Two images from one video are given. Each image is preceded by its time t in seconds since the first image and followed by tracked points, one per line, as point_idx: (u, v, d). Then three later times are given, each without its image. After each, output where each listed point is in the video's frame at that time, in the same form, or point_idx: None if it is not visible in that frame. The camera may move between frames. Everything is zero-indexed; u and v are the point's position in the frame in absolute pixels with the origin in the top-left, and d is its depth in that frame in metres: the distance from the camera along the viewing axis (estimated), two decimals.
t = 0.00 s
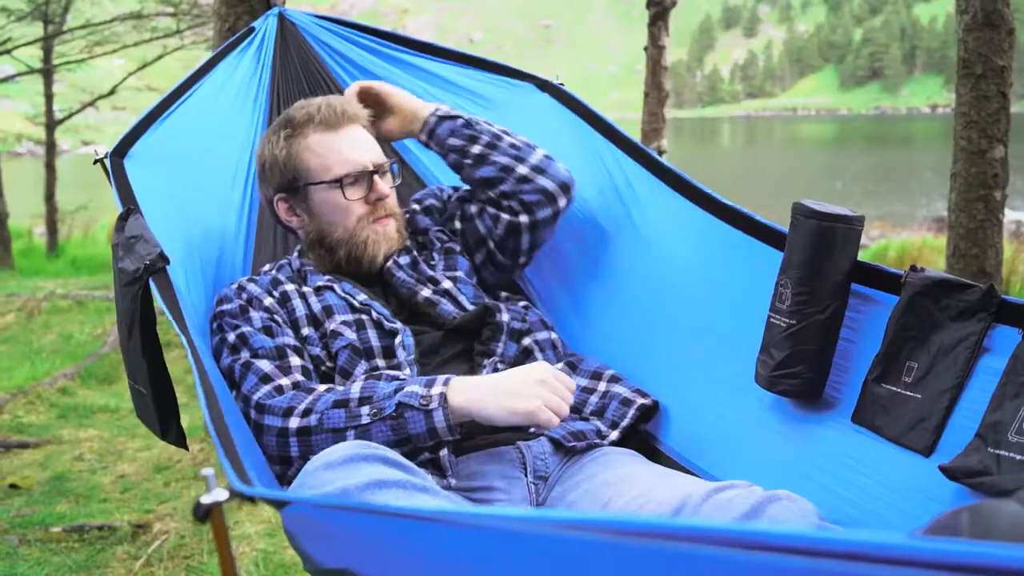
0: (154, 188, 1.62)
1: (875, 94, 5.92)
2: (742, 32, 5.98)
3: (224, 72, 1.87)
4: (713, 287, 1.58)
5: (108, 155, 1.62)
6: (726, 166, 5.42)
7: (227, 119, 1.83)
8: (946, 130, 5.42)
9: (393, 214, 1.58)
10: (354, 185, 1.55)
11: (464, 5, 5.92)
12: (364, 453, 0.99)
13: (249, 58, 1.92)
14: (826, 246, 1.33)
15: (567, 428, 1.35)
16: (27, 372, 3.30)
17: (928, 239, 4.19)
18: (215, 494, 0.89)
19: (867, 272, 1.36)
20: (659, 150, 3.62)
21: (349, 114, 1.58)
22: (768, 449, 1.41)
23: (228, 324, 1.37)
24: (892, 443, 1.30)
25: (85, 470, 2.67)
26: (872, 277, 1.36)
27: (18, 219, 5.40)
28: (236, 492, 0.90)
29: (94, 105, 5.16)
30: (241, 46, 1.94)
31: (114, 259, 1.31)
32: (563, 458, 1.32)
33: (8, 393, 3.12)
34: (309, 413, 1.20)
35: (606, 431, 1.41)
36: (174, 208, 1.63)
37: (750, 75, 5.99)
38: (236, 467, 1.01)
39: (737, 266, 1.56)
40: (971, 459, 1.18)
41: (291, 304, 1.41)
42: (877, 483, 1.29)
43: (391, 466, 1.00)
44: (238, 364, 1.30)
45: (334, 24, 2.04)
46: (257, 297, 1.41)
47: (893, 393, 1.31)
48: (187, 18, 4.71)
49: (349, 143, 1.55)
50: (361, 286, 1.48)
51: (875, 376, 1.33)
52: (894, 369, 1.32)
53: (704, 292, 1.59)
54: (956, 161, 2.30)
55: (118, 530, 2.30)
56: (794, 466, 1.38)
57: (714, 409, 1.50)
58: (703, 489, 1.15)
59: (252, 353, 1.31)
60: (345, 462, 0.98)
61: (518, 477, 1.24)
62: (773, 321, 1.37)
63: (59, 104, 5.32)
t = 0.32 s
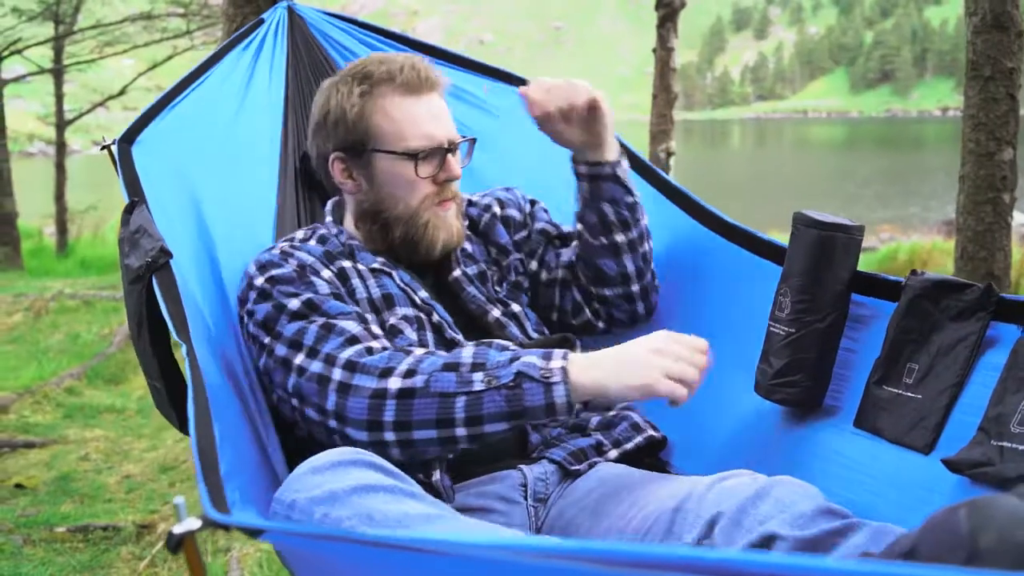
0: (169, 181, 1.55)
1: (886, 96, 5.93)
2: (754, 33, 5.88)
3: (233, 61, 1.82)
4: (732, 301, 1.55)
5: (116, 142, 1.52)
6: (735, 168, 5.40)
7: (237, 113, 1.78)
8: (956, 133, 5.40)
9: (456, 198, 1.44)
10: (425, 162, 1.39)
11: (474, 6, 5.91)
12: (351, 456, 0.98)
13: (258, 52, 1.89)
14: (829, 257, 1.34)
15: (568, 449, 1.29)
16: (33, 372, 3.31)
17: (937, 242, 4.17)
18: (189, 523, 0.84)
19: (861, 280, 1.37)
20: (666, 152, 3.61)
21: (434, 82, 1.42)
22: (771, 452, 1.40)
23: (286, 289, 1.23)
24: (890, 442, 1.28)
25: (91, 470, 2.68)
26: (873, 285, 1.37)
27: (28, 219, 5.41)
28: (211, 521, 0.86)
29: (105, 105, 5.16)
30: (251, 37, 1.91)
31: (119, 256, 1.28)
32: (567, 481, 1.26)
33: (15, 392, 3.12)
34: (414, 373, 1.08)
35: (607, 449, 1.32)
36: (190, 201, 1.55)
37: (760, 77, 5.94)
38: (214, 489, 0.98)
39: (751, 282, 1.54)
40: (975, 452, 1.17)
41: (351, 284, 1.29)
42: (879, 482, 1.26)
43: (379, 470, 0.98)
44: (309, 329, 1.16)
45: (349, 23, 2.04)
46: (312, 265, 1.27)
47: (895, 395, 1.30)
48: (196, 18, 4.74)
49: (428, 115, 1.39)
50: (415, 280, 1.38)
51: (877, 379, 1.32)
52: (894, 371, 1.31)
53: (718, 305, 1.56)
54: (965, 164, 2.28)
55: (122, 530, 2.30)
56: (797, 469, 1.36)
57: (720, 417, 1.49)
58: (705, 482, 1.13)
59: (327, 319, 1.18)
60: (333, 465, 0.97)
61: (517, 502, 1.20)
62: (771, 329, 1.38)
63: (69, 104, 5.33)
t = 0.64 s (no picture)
0: (171, 178, 1.58)
1: (890, 102, 5.93)
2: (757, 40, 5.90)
3: (236, 59, 1.85)
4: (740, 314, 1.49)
5: (117, 133, 1.58)
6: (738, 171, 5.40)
7: (244, 105, 1.80)
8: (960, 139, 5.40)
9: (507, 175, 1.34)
10: (493, 132, 1.26)
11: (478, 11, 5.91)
12: (347, 474, 0.99)
13: (261, 47, 1.91)
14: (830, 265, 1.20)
15: (573, 466, 1.27)
16: (36, 375, 3.31)
17: (942, 249, 4.16)
18: (172, 550, 0.85)
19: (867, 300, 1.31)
20: (670, 157, 3.61)
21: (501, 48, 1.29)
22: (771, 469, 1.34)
23: (365, 269, 1.13)
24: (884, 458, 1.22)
25: (92, 474, 2.68)
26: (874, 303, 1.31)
27: (33, 223, 5.43)
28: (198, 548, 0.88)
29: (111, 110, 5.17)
30: (253, 37, 1.92)
31: (115, 247, 1.31)
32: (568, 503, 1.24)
33: (17, 396, 3.13)
34: (547, 359, 1.05)
35: (610, 466, 1.31)
36: (194, 196, 1.58)
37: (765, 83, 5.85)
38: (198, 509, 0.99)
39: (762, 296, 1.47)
40: (966, 469, 1.10)
41: (422, 272, 1.21)
42: (878, 503, 1.20)
43: (373, 488, 0.98)
44: (404, 312, 1.08)
45: (349, 27, 2.04)
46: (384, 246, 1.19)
47: (888, 411, 1.24)
48: (201, 23, 4.74)
49: (498, 83, 1.26)
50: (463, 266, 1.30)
51: (870, 394, 1.25)
52: (888, 386, 1.24)
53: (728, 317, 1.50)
54: (967, 170, 2.28)
55: (122, 535, 2.30)
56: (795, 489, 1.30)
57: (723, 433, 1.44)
58: (706, 506, 1.12)
59: (421, 301, 1.11)
60: (327, 481, 0.98)
61: (518, 528, 1.17)
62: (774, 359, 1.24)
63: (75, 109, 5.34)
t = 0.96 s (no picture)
0: (170, 179, 1.59)
1: (899, 106, 5.92)
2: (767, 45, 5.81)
3: (241, 58, 1.85)
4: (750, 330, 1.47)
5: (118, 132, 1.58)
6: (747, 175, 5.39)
7: (247, 106, 1.80)
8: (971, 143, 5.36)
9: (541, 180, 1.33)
10: (540, 131, 1.25)
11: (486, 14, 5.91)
12: (342, 467, 1.01)
13: (266, 47, 1.91)
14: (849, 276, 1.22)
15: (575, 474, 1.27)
16: (43, 377, 3.33)
17: (951, 253, 4.14)
18: (153, 544, 0.88)
19: (875, 309, 1.30)
20: (677, 161, 3.59)
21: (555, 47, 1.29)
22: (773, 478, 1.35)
23: (398, 274, 1.14)
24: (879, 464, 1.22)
25: (97, 476, 2.69)
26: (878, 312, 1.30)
27: (43, 226, 5.44)
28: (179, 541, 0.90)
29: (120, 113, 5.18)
30: (259, 36, 1.92)
31: (112, 248, 1.31)
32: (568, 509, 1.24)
33: (24, 398, 3.14)
34: (573, 384, 1.05)
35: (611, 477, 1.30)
36: (193, 199, 1.59)
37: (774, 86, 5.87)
38: (182, 505, 1.01)
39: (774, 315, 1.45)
40: (956, 472, 1.11)
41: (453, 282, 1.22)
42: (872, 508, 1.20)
43: (368, 482, 1.01)
44: (434, 324, 1.08)
45: (356, 32, 2.04)
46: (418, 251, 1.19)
47: (884, 416, 1.24)
48: (210, 27, 4.75)
49: (546, 83, 1.26)
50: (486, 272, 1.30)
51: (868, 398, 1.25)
52: (883, 391, 1.24)
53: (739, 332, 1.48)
54: (975, 175, 2.27)
55: (127, 537, 2.31)
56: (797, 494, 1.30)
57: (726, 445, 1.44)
58: (702, 507, 1.13)
59: (452, 314, 1.10)
60: (321, 472, 1.00)
61: (515, 535, 1.19)
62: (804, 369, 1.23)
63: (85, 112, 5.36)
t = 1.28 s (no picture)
0: (172, 177, 1.59)
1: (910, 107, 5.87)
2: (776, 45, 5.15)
3: (245, 57, 1.85)
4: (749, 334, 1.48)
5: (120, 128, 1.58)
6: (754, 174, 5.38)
7: (250, 106, 1.80)
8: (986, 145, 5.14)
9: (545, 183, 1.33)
10: (543, 135, 1.25)
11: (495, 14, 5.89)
12: (336, 465, 1.01)
13: (270, 48, 1.92)
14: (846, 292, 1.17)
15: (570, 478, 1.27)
16: (50, 377, 3.34)
17: (960, 255, 4.12)
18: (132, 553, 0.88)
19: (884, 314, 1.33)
20: (684, 163, 3.58)
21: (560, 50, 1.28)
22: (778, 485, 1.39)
23: (406, 279, 1.14)
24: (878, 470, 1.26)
25: (104, 476, 2.70)
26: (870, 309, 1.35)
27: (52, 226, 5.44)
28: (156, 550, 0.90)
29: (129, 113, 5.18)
30: (263, 37, 1.93)
31: (115, 247, 1.35)
32: (566, 513, 1.24)
33: (31, 398, 3.16)
34: (572, 420, 1.04)
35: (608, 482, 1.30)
36: (194, 197, 1.60)
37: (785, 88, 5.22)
38: (165, 514, 1.01)
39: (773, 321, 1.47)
40: (949, 473, 1.17)
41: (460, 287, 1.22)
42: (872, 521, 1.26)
43: (362, 480, 1.01)
44: (437, 334, 1.08)
45: (361, 34, 2.04)
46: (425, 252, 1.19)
47: (873, 415, 1.29)
48: (218, 28, 4.76)
49: (551, 85, 1.26)
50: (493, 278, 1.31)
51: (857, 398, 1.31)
52: (870, 392, 1.30)
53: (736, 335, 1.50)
54: (983, 177, 2.26)
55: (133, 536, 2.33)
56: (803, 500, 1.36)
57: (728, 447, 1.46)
58: (696, 509, 1.14)
59: (458, 323, 1.10)
60: (316, 470, 1.01)
61: (513, 539, 1.18)
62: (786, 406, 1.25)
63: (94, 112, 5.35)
